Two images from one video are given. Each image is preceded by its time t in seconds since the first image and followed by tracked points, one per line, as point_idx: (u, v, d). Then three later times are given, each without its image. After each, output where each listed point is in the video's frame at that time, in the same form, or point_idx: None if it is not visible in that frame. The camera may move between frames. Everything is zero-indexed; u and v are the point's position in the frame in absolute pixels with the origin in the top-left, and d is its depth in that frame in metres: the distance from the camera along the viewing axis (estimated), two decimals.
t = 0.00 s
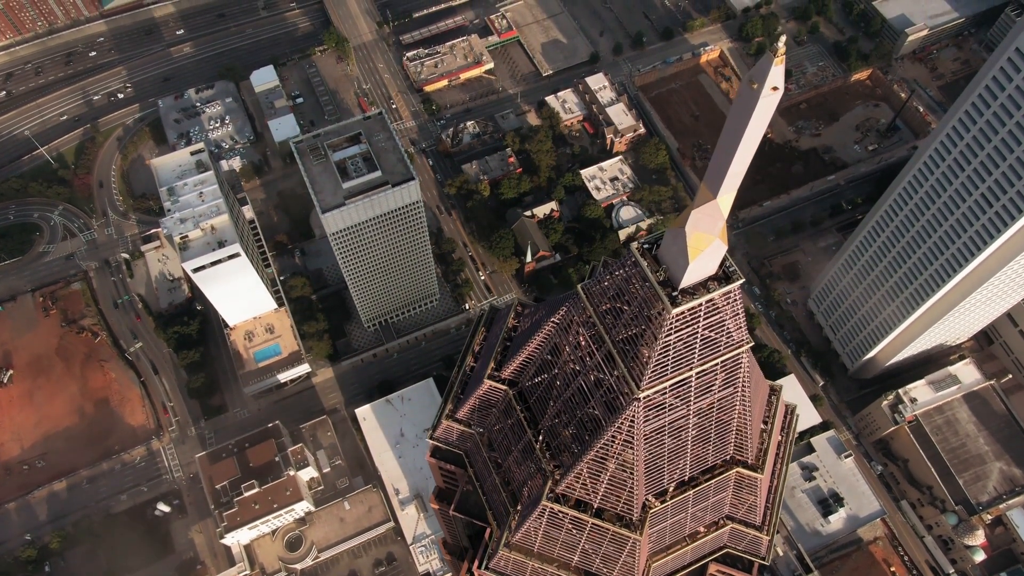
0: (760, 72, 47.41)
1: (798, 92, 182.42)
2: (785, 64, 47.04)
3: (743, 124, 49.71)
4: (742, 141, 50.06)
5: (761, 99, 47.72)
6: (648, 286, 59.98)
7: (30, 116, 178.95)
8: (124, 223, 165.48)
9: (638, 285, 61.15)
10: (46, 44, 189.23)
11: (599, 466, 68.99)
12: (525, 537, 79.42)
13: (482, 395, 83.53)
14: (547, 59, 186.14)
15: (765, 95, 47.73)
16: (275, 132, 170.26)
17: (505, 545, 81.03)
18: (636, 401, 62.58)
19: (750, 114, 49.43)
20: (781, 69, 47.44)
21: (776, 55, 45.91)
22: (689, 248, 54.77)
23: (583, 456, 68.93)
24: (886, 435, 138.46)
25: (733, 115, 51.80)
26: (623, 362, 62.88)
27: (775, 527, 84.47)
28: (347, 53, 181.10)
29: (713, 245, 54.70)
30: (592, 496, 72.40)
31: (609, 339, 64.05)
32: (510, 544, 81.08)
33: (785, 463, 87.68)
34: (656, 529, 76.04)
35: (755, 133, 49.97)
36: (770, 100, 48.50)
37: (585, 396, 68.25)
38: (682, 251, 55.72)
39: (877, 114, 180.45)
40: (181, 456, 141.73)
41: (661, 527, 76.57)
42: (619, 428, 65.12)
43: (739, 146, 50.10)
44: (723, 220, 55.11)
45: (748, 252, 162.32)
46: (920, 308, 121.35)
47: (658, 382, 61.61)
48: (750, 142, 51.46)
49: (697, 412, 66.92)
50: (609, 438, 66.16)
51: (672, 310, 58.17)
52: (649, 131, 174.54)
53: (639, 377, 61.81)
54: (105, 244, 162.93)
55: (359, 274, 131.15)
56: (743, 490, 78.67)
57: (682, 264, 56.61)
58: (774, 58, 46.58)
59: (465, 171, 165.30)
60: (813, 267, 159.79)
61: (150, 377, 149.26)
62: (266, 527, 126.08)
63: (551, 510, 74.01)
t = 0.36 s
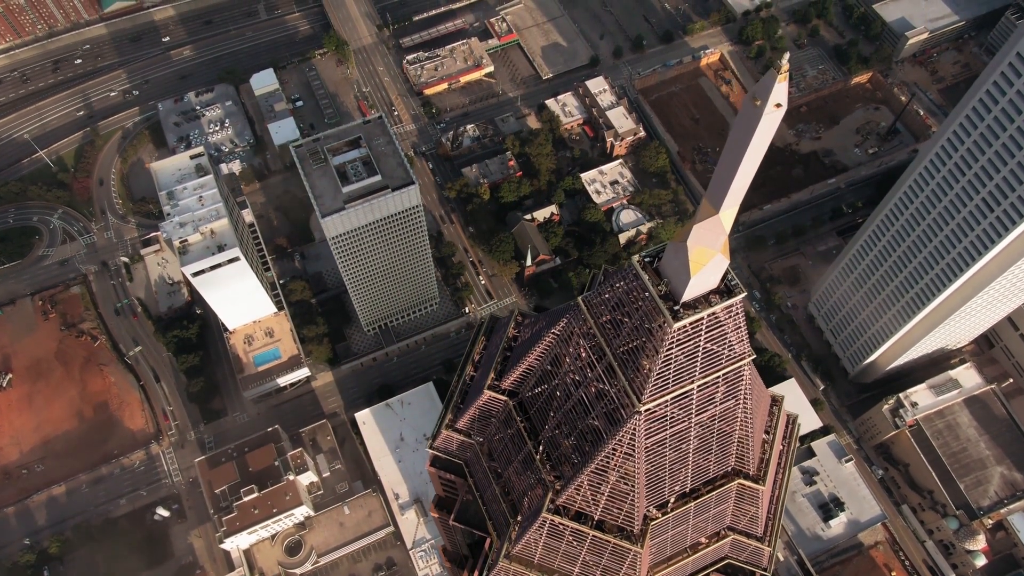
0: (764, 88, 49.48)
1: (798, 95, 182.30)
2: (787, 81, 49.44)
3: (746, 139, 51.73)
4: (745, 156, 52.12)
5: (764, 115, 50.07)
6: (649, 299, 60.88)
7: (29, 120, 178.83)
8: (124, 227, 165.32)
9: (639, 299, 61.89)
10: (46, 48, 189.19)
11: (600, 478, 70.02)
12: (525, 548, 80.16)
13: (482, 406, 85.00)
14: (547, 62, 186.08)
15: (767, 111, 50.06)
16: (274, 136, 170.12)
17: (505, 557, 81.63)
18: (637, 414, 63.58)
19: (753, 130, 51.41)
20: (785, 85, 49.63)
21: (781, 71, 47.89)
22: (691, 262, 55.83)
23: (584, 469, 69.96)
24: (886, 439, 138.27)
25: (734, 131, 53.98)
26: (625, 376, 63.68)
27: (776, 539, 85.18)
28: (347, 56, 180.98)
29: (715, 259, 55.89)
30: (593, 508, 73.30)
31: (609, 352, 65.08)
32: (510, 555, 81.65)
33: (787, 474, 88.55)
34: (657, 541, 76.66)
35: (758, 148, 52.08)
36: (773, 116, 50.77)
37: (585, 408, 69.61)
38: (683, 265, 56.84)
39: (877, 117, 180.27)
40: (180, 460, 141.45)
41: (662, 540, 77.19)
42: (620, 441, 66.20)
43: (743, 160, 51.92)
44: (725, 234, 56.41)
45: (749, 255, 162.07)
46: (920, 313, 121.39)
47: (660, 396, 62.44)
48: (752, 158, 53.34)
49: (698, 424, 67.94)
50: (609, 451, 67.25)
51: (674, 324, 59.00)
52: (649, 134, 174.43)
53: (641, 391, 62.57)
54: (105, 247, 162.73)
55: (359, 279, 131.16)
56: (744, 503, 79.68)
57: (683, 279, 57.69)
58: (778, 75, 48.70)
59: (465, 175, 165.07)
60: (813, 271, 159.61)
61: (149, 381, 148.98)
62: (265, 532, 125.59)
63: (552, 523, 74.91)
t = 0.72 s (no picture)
0: (769, 107, 49.98)
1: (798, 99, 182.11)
2: (792, 101, 49.94)
3: (751, 158, 52.41)
4: (750, 174, 52.71)
5: (768, 134, 50.71)
6: (651, 315, 62.65)
7: (29, 123, 178.72)
8: (124, 231, 165.11)
9: (641, 315, 63.47)
10: (46, 51, 189.09)
11: (600, 491, 70.71)
12: (525, 560, 80.35)
13: (482, 417, 85.43)
14: (547, 66, 186.00)
15: (771, 130, 50.76)
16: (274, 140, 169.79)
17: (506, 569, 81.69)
18: (638, 429, 64.47)
19: (757, 149, 52.23)
20: (789, 104, 50.22)
21: (784, 92, 48.74)
22: (694, 279, 57.47)
23: (585, 482, 70.65)
24: (887, 443, 137.90)
25: (738, 149, 54.47)
26: (626, 391, 64.77)
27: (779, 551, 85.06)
28: (347, 60, 180.83)
29: (717, 276, 57.38)
30: (594, 521, 73.80)
31: (611, 366, 66.30)
32: (511, 568, 81.72)
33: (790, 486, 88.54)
34: (658, 554, 76.97)
35: (761, 167, 52.79)
36: (777, 134, 51.50)
37: (586, 422, 70.38)
38: (686, 282, 58.50)
39: (878, 120, 180.13)
40: (179, 465, 141.14)
41: (663, 553, 77.37)
42: (622, 455, 67.07)
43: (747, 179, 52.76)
44: (727, 251, 57.31)
45: (749, 259, 161.76)
46: (920, 319, 121.46)
47: (661, 411, 63.70)
48: (756, 175, 53.92)
49: (699, 438, 68.92)
50: (611, 464, 68.07)
51: (674, 341, 60.53)
52: (649, 138, 174.34)
53: (642, 406, 63.77)
54: (105, 251, 162.54)
55: (360, 284, 131.13)
56: (747, 517, 79.88)
57: (685, 296, 59.60)
58: (783, 95, 49.18)
59: (464, 179, 164.87)
60: (813, 275, 159.36)
61: (148, 386, 148.72)
62: (264, 537, 125.15)
63: (552, 536, 75.38)
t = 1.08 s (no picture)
0: (771, 125, 49.85)
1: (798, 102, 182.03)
2: (795, 118, 49.80)
3: (753, 175, 52.49)
4: (752, 191, 52.92)
5: (771, 152, 50.67)
6: (652, 328, 62.58)
7: (28, 126, 178.55)
8: (123, 234, 164.92)
9: (641, 328, 63.55)
10: (46, 54, 189.02)
11: (601, 504, 70.66)
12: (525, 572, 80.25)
13: (482, 428, 85.28)
14: (547, 69, 185.95)
15: (775, 147, 50.60)
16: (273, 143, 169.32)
17: None
18: (640, 443, 64.33)
19: (760, 166, 52.30)
20: (792, 122, 50.04)
21: (787, 110, 48.57)
22: (695, 294, 57.76)
23: (586, 495, 70.58)
24: (887, 448, 137.69)
25: (740, 164, 54.61)
26: (627, 405, 64.60)
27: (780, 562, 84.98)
28: (347, 63, 180.75)
29: (718, 291, 57.84)
30: (594, 533, 73.74)
31: (612, 380, 66.12)
32: None
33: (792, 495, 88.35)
34: (659, 567, 76.82)
35: (765, 183, 52.80)
36: (779, 152, 51.25)
37: (587, 435, 70.23)
38: (688, 296, 58.62)
39: (878, 124, 180.03)
40: (179, 469, 140.84)
41: (665, 565, 77.19)
42: (623, 468, 66.92)
43: (749, 196, 53.07)
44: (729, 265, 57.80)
45: (750, 263, 161.49)
46: (920, 324, 121.38)
47: (662, 425, 63.60)
48: (758, 192, 54.18)
49: (700, 451, 68.84)
50: (612, 477, 67.98)
51: (676, 356, 60.46)
52: (649, 142, 174.20)
53: (643, 420, 63.64)
54: (105, 255, 162.40)
55: (360, 288, 131.04)
56: (749, 527, 79.73)
57: (687, 310, 59.68)
58: (785, 113, 49.06)
59: (464, 182, 164.66)
60: (814, 278, 159.18)
61: (148, 390, 148.43)
62: (264, 542, 124.62)
63: (552, 548, 75.33)
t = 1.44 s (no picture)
0: (774, 144, 49.77)
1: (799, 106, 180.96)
2: (799, 138, 49.47)
3: (756, 194, 52.75)
4: (754, 210, 53.38)
5: (774, 172, 50.86)
6: (653, 343, 62.47)
7: (28, 130, 178.33)
8: (123, 238, 164.75)
9: (642, 343, 63.44)
10: (46, 58, 188.94)
11: (602, 517, 70.54)
12: None
13: (482, 440, 85.03)
14: (547, 72, 185.85)
15: (778, 167, 50.75)
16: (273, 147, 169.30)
17: None
18: (641, 457, 64.17)
19: (763, 185, 52.41)
20: (796, 142, 49.94)
21: (790, 131, 48.42)
22: (696, 310, 57.92)
23: (587, 508, 70.45)
24: (888, 452, 137.22)
25: (744, 183, 54.93)
26: (628, 419, 64.44)
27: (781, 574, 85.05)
28: (347, 67, 180.59)
29: (720, 308, 57.92)
30: (595, 546, 73.65)
31: (613, 394, 65.87)
32: None
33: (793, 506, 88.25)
34: None
35: (768, 202, 53.06)
36: (784, 171, 51.32)
37: (588, 448, 70.03)
38: (689, 313, 58.75)
39: (878, 127, 179.84)
40: (179, 474, 140.48)
41: None
42: (625, 482, 66.76)
43: (751, 215, 53.60)
44: (731, 283, 58.00)
45: (750, 267, 161.30)
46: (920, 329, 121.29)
47: (663, 440, 63.45)
48: (761, 211, 54.55)
49: (702, 464, 68.72)
50: (614, 491, 67.83)
51: (678, 372, 60.31)
52: (649, 145, 173.98)
53: (644, 435, 63.49)
54: (104, 259, 162.17)
55: (360, 293, 130.87)
56: (750, 539, 79.63)
57: (688, 325, 59.67)
58: (788, 133, 48.82)
59: (465, 186, 164.41)
60: (814, 282, 158.98)
61: (147, 395, 148.14)
62: (263, 547, 124.30)
63: (553, 561, 75.19)
